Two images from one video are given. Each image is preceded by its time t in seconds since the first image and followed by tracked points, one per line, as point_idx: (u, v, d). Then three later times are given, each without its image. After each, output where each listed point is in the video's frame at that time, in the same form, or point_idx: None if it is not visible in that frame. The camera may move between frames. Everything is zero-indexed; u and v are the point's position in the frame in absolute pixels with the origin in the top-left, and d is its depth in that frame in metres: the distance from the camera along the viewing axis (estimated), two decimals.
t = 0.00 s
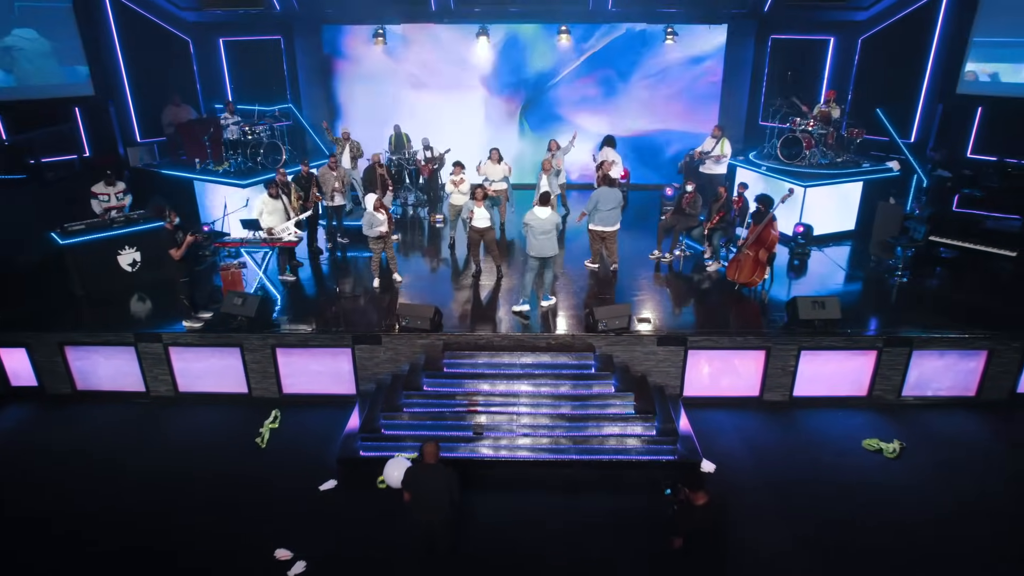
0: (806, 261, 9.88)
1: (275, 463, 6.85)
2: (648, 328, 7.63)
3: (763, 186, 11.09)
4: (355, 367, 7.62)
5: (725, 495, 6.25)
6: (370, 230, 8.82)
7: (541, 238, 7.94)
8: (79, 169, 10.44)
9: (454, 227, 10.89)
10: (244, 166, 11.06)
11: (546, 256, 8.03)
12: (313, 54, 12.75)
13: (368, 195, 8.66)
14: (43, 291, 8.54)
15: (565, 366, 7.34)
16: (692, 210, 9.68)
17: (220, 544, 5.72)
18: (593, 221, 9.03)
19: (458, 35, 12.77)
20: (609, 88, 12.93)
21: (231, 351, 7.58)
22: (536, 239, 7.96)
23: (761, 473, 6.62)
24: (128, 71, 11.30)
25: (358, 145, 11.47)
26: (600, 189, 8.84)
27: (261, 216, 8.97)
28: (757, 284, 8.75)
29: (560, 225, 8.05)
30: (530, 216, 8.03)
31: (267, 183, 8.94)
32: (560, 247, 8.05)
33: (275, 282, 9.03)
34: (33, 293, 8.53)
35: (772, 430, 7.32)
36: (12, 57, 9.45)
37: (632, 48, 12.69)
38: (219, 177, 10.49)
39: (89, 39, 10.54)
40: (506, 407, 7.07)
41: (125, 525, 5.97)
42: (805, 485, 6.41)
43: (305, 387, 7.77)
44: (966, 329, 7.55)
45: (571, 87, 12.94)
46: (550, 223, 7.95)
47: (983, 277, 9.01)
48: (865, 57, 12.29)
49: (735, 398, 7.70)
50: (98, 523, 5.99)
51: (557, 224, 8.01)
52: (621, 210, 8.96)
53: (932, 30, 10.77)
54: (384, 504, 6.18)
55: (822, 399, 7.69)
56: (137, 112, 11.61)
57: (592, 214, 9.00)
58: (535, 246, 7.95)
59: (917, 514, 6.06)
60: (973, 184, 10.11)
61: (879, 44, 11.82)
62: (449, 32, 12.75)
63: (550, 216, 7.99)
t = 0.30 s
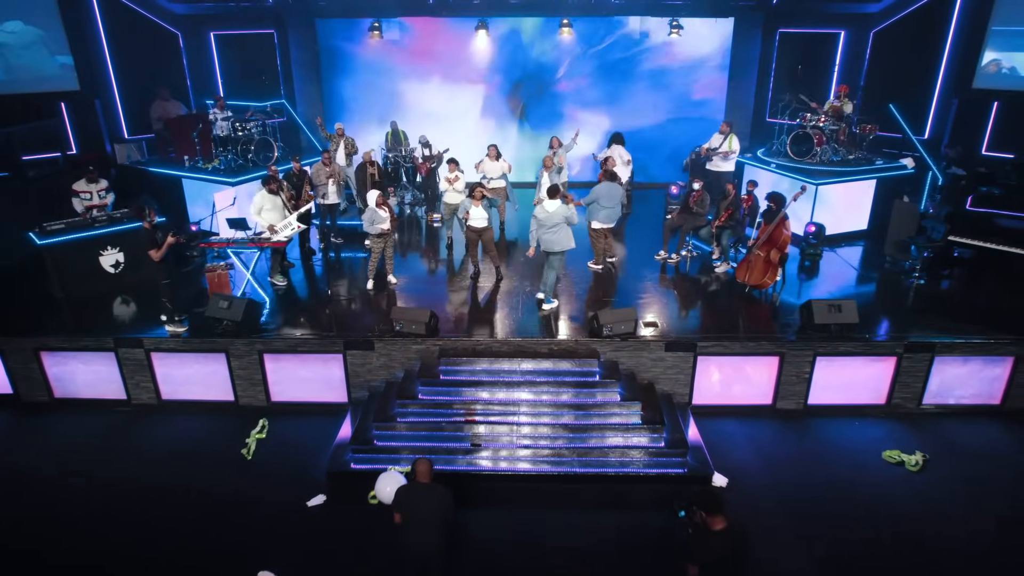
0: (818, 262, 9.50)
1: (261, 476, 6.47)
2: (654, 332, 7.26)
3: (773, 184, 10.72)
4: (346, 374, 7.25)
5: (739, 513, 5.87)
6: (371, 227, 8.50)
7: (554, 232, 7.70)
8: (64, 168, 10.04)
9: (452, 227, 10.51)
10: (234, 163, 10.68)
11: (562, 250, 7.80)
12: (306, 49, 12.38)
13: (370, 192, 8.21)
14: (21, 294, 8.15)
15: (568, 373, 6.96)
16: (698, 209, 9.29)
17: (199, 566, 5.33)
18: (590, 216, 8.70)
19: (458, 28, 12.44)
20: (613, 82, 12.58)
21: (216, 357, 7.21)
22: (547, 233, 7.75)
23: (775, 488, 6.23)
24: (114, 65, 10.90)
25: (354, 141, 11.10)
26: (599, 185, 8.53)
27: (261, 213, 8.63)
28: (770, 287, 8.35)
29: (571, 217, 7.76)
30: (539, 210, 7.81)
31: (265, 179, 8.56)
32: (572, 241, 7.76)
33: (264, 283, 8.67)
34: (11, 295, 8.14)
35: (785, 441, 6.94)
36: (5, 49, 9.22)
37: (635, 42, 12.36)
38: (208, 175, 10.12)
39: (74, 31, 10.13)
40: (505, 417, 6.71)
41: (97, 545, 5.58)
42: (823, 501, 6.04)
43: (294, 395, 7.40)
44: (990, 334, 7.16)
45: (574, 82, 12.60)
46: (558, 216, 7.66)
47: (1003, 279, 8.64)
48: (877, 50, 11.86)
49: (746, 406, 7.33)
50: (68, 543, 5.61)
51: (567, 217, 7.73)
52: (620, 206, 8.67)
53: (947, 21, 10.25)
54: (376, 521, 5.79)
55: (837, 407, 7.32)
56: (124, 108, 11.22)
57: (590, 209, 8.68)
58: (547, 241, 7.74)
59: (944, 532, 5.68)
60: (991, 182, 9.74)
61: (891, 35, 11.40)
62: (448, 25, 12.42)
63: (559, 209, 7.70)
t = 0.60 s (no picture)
0: (832, 263, 9.08)
1: (243, 492, 6.05)
2: (661, 337, 6.82)
3: (785, 182, 10.30)
4: (336, 382, 6.82)
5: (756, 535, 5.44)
6: (365, 223, 8.03)
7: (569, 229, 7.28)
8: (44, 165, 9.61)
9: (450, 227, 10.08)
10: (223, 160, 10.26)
11: (574, 249, 7.36)
12: (299, 42, 11.93)
13: (373, 186, 7.94)
14: None
15: (571, 382, 6.54)
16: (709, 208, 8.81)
17: None
18: (600, 211, 8.43)
19: (456, 20, 12.02)
20: (619, 75, 12.20)
21: (197, 364, 6.78)
22: (559, 231, 7.33)
23: (793, 506, 5.80)
24: (98, 58, 10.49)
25: (349, 136, 10.68)
26: (608, 178, 8.32)
27: (260, 215, 8.16)
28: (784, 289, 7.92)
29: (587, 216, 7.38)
30: (553, 205, 7.39)
31: (263, 179, 8.13)
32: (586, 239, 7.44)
33: (251, 286, 8.24)
34: None
35: (802, 454, 6.51)
36: None
37: (640, 35, 11.99)
38: (194, 171, 9.71)
39: (54, 22, 9.70)
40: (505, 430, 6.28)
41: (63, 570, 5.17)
42: (846, 520, 5.61)
43: (280, 405, 6.98)
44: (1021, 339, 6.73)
45: (578, 75, 12.23)
46: (574, 213, 7.27)
47: None
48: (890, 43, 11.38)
49: (761, 417, 6.91)
50: (29, 567, 5.17)
51: (582, 214, 7.34)
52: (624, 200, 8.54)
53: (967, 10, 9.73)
54: (364, 543, 5.37)
55: (857, 418, 6.89)
56: (108, 102, 10.79)
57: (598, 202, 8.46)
58: (560, 240, 7.31)
59: (979, 555, 5.25)
60: (1013, 179, 9.33)
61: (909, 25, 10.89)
62: (446, 17, 12.01)
63: (575, 205, 7.29)
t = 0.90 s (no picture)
0: (845, 264, 8.72)
1: (225, 507, 5.67)
2: (668, 342, 6.47)
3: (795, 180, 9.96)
4: (326, 391, 6.46)
5: (774, 556, 5.06)
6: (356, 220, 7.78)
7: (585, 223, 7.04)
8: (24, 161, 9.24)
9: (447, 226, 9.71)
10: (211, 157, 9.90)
11: (591, 243, 7.11)
12: (294, 37, 11.89)
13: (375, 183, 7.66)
14: None
15: (574, 391, 6.20)
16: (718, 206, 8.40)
17: None
18: (611, 206, 8.14)
19: (455, 13, 11.85)
20: (622, 68, 12.09)
21: (178, 370, 6.41)
22: (573, 225, 7.10)
23: (813, 523, 5.42)
24: (84, 50, 10.12)
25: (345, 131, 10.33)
26: (616, 171, 8.06)
27: (257, 213, 7.75)
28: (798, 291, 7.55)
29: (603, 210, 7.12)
30: (566, 198, 7.19)
31: (259, 177, 7.68)
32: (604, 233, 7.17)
33: (237, 287, 7.88)
34: None
35: (820, 466, 6.13)
36: None
37: (642, 28, 11.86)
38: (181, 169, 9.33)
39: (36, 12, 9.33)
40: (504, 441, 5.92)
41: None
42: (870, 540, 5.22)
43: (267, 414, 6.61)
44: None
45: (581, 70, 12.11)
46: (588, 206, 7.03)
47: None
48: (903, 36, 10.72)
49: (774, 426, 6.55)
50: None
51: (596, 208, 7.07)
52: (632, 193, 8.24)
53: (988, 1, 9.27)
54: (353, 565, 4.99)
55: (876, 428, 6.52)
56: (93, 97, 10.39)
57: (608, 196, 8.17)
58: (573, 234, 7.09)
59: None
60: None
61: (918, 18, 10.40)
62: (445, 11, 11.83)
63: (589, 198, 7.06)
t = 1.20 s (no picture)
0: (859, 265, 8.35)
1: (205, 525, 5.29)
2: (676, 348, 6.09)
3: (805, 177, 9.65)
4: (314, 401, 6.10)
5: None
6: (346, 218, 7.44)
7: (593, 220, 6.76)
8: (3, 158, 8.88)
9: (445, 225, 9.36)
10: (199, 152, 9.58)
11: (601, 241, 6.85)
12: (287, 30, 11.58)
13: (364, 181, 7.32)
14: None
15: (578, 401, 5.83)
16: (727, 205, 7.98)
17: None
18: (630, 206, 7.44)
19: (453, 6, 11.55)
20: (625, 61, 11.75)
21: (158, 379, 6.05)
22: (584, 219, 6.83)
23: (836, 544, 5.04)
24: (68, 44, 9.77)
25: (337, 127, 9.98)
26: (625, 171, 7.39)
27: (254, 211, 7.30)
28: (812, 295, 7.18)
29: (614, 206, 6.72)
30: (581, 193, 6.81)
31: (258, 174, 7.19)
32: (616, 232, 6.78)
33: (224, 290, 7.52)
34: None
35: (839, 480, 5.75)
36: None
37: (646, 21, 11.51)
38: (167, 167, 8.98)
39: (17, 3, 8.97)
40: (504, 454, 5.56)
41: None
42: (898, 562, 4.84)
43: (253, 424, 6.25)
44: None
45: (582, 64, 11.80)
46: (596, 203, 6.66)
47: None
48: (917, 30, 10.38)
49: (789, 438, 6.19)
50: None
51: (607, 207, 6.67)
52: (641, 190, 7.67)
53: None
54: None
55: (898, 439, 6.16)
56: (77, 92, 10.02)
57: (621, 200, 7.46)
58: (581, 229, 6.90)
59: None
60: None
61: (931, 12, 10.05)
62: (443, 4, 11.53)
63: (600, 195, 6.64)
